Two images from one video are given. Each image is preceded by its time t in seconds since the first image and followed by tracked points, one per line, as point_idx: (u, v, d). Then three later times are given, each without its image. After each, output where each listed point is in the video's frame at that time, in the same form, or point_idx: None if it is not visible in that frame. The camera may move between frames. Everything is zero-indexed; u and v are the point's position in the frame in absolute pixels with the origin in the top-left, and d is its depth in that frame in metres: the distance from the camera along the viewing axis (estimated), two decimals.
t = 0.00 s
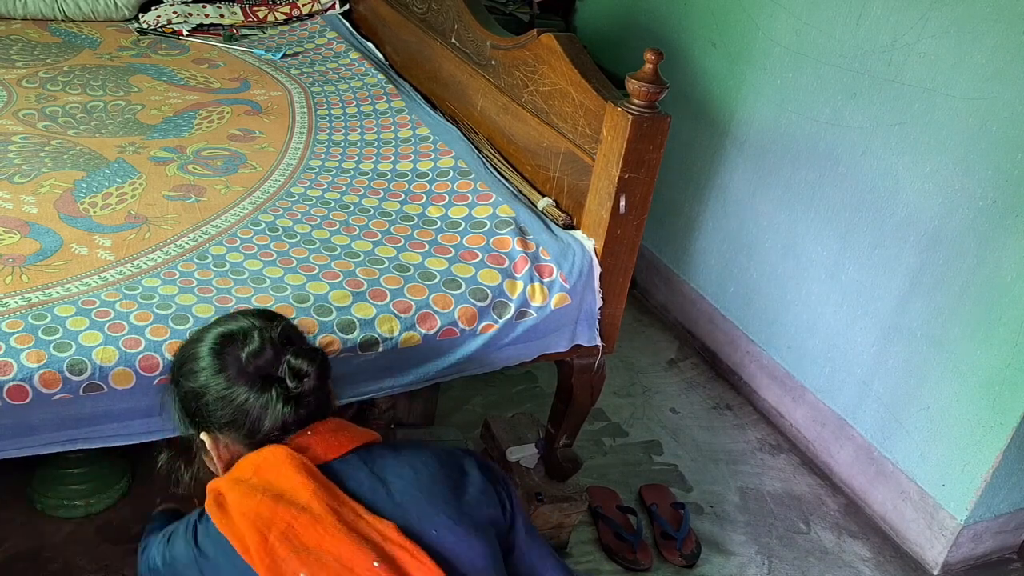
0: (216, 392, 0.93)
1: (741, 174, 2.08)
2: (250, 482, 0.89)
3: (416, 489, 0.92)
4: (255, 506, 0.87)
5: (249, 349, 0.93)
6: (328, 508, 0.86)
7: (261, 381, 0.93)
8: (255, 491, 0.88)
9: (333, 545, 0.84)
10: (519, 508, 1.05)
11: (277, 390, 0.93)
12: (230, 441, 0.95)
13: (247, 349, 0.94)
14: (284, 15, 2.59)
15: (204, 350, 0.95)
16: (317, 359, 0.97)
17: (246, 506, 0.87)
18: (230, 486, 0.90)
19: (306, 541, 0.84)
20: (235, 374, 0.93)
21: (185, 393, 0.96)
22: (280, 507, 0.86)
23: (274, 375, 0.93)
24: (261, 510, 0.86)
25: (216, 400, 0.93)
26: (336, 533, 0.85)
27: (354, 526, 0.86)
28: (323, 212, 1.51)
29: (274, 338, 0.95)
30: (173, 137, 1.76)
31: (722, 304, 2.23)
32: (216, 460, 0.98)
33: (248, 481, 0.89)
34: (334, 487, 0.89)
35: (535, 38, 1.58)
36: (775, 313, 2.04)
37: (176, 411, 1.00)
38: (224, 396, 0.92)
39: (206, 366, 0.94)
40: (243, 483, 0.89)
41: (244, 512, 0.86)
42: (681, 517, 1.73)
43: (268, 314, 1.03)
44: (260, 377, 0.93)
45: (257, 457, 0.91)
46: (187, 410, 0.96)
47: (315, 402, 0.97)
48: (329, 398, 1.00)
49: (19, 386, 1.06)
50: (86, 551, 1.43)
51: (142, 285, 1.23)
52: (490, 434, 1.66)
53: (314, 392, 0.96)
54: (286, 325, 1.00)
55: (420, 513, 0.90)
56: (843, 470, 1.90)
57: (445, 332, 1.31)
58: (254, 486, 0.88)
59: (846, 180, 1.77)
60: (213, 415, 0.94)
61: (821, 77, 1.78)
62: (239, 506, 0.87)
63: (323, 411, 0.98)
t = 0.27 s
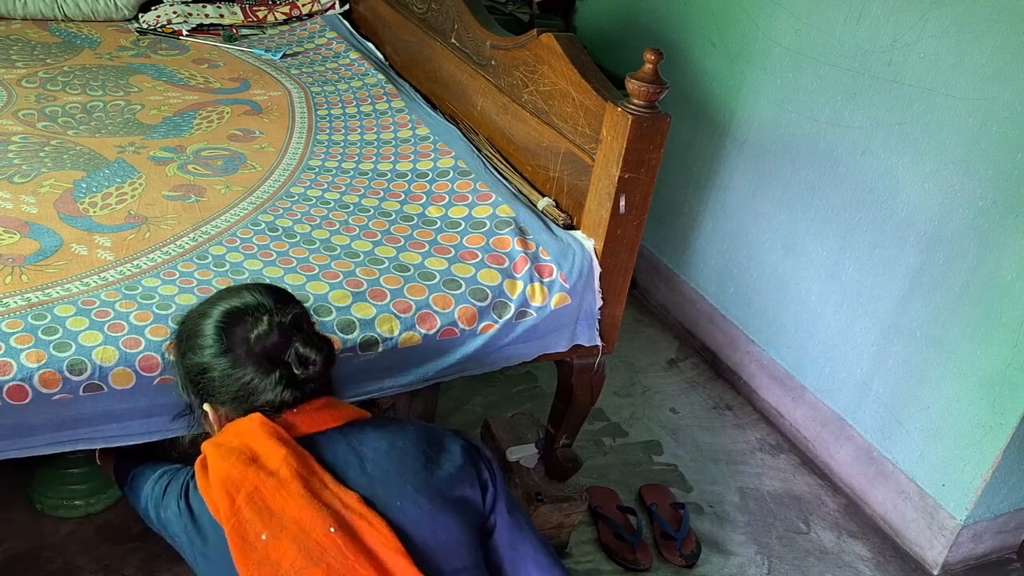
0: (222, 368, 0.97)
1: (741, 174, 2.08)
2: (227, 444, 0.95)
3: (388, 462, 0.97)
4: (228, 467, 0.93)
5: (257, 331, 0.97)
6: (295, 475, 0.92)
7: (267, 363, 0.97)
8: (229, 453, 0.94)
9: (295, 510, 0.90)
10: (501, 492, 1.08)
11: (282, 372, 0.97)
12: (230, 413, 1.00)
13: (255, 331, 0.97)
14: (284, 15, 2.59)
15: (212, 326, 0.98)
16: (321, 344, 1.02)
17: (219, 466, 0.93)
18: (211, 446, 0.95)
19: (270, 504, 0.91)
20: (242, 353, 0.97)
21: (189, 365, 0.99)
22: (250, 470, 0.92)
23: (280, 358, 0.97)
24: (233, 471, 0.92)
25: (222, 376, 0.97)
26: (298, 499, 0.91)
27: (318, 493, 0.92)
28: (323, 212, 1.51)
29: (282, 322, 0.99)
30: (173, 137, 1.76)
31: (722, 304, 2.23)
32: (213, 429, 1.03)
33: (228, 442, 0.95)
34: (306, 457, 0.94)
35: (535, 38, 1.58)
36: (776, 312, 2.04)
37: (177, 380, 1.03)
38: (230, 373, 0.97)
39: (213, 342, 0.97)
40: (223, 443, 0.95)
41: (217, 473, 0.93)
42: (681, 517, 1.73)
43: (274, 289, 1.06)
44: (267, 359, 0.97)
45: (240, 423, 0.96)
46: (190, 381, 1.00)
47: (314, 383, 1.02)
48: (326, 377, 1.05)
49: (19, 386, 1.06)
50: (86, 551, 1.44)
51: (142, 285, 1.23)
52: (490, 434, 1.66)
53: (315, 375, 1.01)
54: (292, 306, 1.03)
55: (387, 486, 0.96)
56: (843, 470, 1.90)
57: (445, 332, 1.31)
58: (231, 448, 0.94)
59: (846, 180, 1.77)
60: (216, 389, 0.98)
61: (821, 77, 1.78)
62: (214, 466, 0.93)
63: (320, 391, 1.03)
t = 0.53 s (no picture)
0: (221, 365, 0.98)
1: (741, 173, 2.08)
2: (228, 442, 0.95)
3: (387, 459, 0.97)
4: (229, 465, 0.93)
5: (255, 327, 0.98)
6: (295, 472, 0.92)
7: (266, 358, 0.98)
8: (230, 452, 0.94)
9: (296, 506, 0.90)
10: (499, 491, 1.08)
11: (281, 367, 0.98)
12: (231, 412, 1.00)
13: (253, 327, 0.98)
14: (284, 15, 2.59)
15: (210, 324, 0.99)
16: (319, 339, 1.03)
17: (220, 463, 0.93)
18: (212, 445, 0.96)
19: (272, 501, 0.91)
20: (240, 349, 0.98)
21: (189, 364, 1.00)
22: (250, 467, 0.92)
23: (279, 353, 0.99)
24: (234, 469, 0.92)
25: (221, 373, 0.98)
26: (299, 496, 0.90)
27: (319, 489, 0.92)
28: (323, 212, 1.50)
29: (280, 318, 1.00)
30: (173, 137, 1.76)
31: (722, 304, 2.23)
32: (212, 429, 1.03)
33: (228, 440, 0.95)
34: (307, 455, 0.95)
35: (535, 38, 1.58)
36: (776, 312, 2.04)
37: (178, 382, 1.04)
38: (229, 370, 0.97)
39: (212, 339, 0.98)
40: (223, 441, 0.95)
41: (218, 471, 0.93)
42: (680, 517, 1.73)
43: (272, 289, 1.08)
44: (265, 354, 0.98)
45: (239, 421, 0.97)
46: (190, 381, 1.01)
47: (314, 379, 1.03)
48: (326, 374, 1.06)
49: (19, 386, 1.06)
50: (86, 551, 1.44)
51: (142, 285, 1.23)
52: (490, 434, 1.66)
53: (314, 370, 1.02)
54: (290, 303, 1.04)
55: (386, 483, 0.96)
56: (843, 470, 1.90)
57: (445, 332, 1.31)
58: (231, 446, 0.94)
59: (846, 180, 1.77)
60: (216, 387, 0.99)
61: (821, 77, 1.79)
62: (215, 464, 0.94)
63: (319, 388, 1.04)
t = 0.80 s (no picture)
0: (216, 365, 0.97)
1: (741, 173, 2.08)
2: (226, 444, 0.95)
3: (387, 460, 0.97)
4: (228, 467, 0.92)
5: (249, 325, 0.98)
6: (296, 473, 0.92)
7: (261, 357, 0.98)
8: (230, 454, 0.94)
9: (298, 507, 0.90)
10: (499, 490, 1.08)
11: (276, 365, 0.98)
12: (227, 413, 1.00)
13: (247, 325, 0.98)
14: (284, 15, 2.59)
15: (202, 325, 0.99)
16: (314, 335, 1.03)
17: (219, 465, 0.93)
18: (210, 447, 0.95)
19: (273, 502, 0.91)
20: (234, 348, 0.98)
21: (182, 365, 1.00)
22: (251, 469, 0.92)
23: (274, 351, 0.99)
24: (234, 470, 0.92)
25: (216, 374, 0.97)
26: (301, 497, 0.90)
27: (321, 490, 0.92)
28: (323, 212, 1.50)
29: (273, 315, 1.00)
30: (173, 137, 1.76)
31: (722, 304, 2.23)
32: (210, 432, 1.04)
33: (227, 442, 0.95)
34: (307, 456, 0.95)
35: (535, 37, 1.58)
36: (776, 312, 2.04)
37: (171, 384, 1.04)
38: (223, 370, 0.97)
39: (205, 339, 0.98)
40: (221, 444, 0.95)
41: (218, 472, 0.93)
42: (680, 517, 1.73)
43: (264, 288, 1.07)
44: (260, 353, 0.98)
45: (236, 423, 0.97)
46: (184, 383, 1.01)
47: (310, 376, 1.03)
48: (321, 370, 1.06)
49: (19, 386, 1.06)
50: (86, 552, 1.44)
51: (142, 285, 1.23)
52: (490, 434, 1.66)
53: (310, 366, 1.02)
54: (282, 301, 1.04)
55: (388, 483, 0.96)
56: (843, 470, 1.90)
57: (445, 332, 1.31)
58: (230, 448, 0.94)
59: (846, 180, 1.77)
60: (211, 388, 0.98)
61: (821, 77, 1.79)
62: (214, 466, 0.93)
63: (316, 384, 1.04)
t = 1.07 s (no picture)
0: (205, 376, 0.98)
1: (741, 173, 2.08)
2: (221, 459, 0.95)
3: (386, 471, 0.98)
4: (224, 483, 0.93)
5: (236, 335, 0.99)
6: (293, 489, 0.93)
7: (250, 365, 0.98)
8: (225, 469, 0.94)
9: (295, 524, 0.90)
10: (498, 499, 1.08)
11: (265, 373, 0.99)
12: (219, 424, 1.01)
13: (234, 335, 0.99)
14: (284, 15, 2.59)
15: (190, 336, 0.99)
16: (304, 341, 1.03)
17: (215, 481, 0.93)
18: (204, 462, 0.96)
19: (270, 519, 0.91)
20: (223, 358, 0.98)
21: (172, 378, 1.00)
22: (247, 485, 0.92)
23: (263, 359, 0.99)
24: (230, 487, 0.92)
25: (206, 385, 0.98)
26: (299, 514, 0.91)
27: (319, 506, 0.92)
28: (323, 212, 1.50)
29: (261, 323, 1.01)
30: (173, 137, 1.76)
31: (722, 304, 2.23)
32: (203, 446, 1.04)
33: (221, 456, 0.95)
34: (304, 470, 0.95)
35: (535, 37, 1.58)
36: (776, 312, 2.04)
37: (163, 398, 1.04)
38: (213, 381, 0.98)
39: (194, 351, 0.99)
40: (216, 458, 0.95)
41: (214, 488, 0.93)
42: (680, 517, 1.73)
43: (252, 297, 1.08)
44: (249, 361, 0.99)
45: (229, 436, 0.97)
46: (175, 396, 1.01)
47: (301, 383, 1.03)
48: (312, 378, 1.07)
49: (19, 386, 1.06)
50: (86, 551, 1.44)
51: (142, 285, 1.23)
52: (490, 434, 1.66)
53: (300, 372, 1.02)
54: (270, 308, 1.05)
55: (388, 496, 0.96)
56: (843, 470, 1.90)
57: (445, 332, 1.31)
58: (225, 463, 0.94)
59: (846, 180, 1.77)
60: (201, 399, 0.99)
61: (821, 77, 1.78)
62: (210, 481, 0.94)
63: (307, 391, 1.05)
